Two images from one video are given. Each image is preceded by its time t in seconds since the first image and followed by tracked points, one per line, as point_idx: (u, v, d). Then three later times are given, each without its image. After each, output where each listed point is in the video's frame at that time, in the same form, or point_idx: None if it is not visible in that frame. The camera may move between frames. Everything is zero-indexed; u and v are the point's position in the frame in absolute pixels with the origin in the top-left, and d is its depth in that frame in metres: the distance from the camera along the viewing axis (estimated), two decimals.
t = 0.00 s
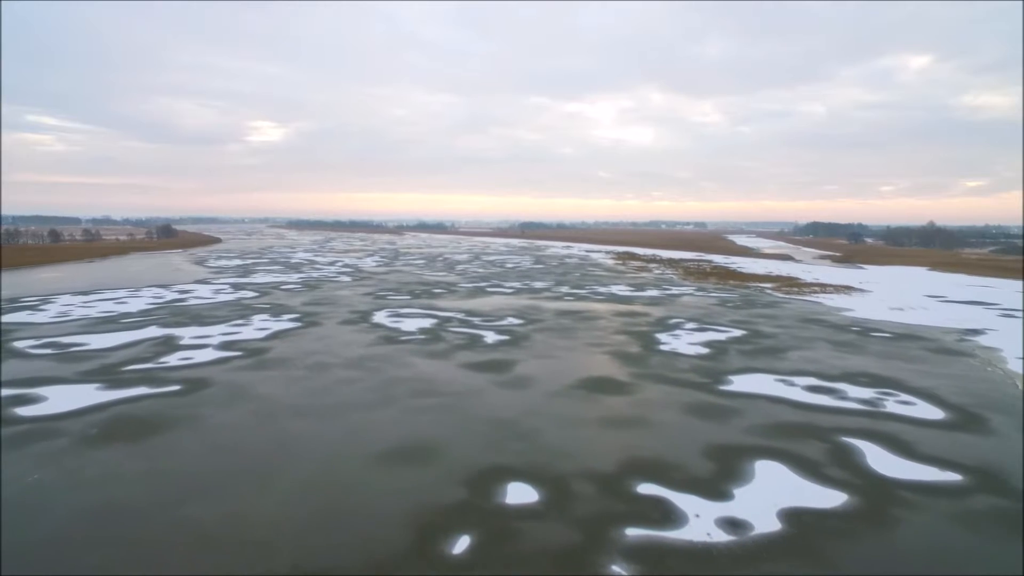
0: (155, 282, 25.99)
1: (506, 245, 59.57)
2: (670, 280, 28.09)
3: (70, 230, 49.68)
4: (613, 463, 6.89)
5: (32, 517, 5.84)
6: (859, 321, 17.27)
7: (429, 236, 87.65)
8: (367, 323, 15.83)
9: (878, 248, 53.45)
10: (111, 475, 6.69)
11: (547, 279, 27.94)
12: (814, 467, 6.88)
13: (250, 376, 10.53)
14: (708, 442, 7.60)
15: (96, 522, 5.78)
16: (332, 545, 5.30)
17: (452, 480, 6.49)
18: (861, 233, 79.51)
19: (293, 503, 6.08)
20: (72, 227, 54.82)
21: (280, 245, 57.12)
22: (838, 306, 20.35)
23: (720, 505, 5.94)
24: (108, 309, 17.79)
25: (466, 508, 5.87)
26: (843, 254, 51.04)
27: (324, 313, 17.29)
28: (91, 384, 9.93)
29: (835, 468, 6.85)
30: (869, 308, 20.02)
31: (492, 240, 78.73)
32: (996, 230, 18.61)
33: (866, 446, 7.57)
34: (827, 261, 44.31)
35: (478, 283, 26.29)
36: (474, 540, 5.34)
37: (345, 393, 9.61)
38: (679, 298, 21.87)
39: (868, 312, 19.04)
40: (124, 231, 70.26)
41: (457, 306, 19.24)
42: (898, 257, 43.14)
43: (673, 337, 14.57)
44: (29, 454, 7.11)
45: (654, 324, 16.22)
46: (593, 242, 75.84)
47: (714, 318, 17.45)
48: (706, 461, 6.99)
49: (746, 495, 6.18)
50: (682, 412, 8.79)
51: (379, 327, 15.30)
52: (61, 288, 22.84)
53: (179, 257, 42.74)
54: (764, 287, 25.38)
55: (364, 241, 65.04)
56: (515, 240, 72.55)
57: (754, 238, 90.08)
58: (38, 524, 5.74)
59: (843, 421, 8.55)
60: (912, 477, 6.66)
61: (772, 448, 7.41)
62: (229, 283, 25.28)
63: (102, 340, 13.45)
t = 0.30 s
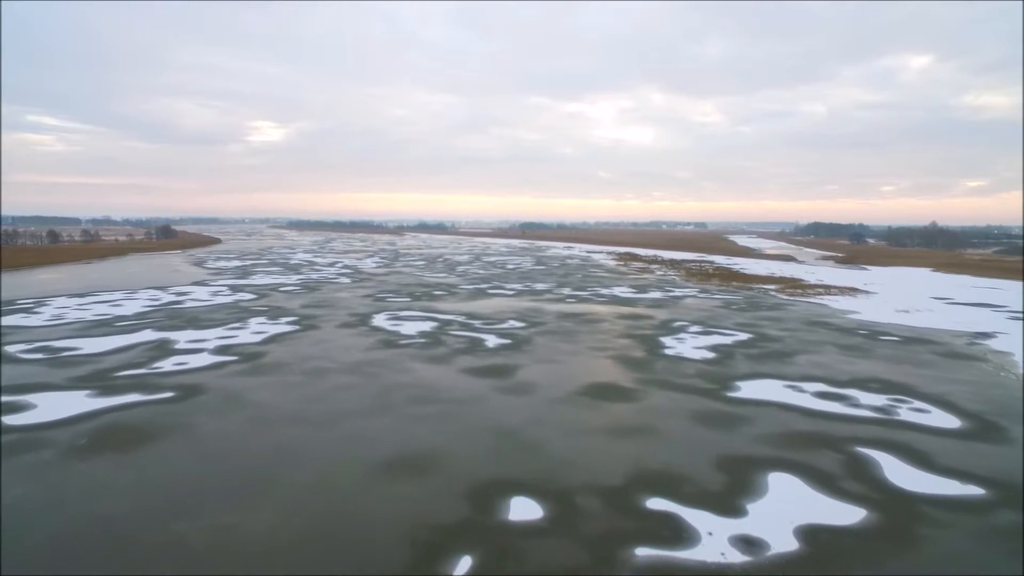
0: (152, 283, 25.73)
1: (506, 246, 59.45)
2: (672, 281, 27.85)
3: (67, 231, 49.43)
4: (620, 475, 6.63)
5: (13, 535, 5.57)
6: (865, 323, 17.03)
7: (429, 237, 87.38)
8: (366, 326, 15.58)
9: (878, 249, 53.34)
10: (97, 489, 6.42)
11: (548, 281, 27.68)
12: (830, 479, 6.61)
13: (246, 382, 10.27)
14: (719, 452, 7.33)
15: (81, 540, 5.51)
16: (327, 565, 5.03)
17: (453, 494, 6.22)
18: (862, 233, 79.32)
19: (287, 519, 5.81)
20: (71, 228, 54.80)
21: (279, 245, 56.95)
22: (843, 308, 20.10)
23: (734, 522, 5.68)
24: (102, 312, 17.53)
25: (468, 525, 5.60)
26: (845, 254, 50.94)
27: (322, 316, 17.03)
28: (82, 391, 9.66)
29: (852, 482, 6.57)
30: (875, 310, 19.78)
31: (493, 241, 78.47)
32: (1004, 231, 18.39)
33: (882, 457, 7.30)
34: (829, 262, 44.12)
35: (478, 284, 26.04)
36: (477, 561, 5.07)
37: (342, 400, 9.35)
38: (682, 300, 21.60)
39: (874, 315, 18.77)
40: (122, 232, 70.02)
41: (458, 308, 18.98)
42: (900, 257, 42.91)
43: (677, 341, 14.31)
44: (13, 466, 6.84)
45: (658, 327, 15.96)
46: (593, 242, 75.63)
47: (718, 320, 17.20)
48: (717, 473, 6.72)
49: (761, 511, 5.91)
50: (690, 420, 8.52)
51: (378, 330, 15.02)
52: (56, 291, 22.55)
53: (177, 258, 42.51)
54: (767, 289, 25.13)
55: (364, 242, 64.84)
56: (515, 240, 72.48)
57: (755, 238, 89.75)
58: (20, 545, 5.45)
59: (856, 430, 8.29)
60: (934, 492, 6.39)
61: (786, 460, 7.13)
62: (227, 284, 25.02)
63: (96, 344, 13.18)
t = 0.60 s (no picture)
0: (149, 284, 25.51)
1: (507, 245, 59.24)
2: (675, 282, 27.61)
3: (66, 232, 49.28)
4: (627, 487, 6.39)
5: None
6: (873, 326, 16.77)
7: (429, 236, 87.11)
8: (365, 329, 15.34)
9: (882, 249, 53.00)
10: (84, 502, 6.19)
11: (550, 282, 27.44)
12: (846, 492, 6.36)
13: (241, 387, 10.03)
14: (728, 463, 7.08)
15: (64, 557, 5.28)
16: None
17: (453, 508, 5.97)
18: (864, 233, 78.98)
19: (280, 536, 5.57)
20: (70, 228, 54.65)
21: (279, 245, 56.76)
22: (850, 310, 19.83)
23: (747, 539, 5.43)
24: (99, 314, 17.31)
25: (469, 544, 5.35)
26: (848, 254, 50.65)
27: (321, 318, 16.80)
28: (73, 397, 9.43)
29: (869, 495, 6.32)
30: (882, 312, 19.50)
31: (494, 240, 78.16)
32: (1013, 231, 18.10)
33: (898, 468, 7.05)
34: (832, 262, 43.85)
35: (479, 285, 25.80)
36: None
37: (340, 406, 9.11)
38: (686, 301, 21.34)
39: (882, 317, 18.48)
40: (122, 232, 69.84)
41: (459, 310, 18.73)
42: (904, 256, 42.55)
43: (682, 344, 14.06)
44: None
45: (662, 330, 15.71)
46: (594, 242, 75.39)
47: (722, 322, 16.96)
48: (727, 485, 6.48)
49: (775, 526, 5.66)
50: (698, 428, 8.27)
51: (378, 333, 14.74)
52: (53, 292, 22.34)
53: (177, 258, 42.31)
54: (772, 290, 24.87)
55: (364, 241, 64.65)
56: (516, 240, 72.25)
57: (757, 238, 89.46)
58: None
59: (869, 438, 8.03)
60: (955, 507, 6.12)
61: (798, 471, 6.88)
62: (226, 285, 24.82)
63: (90, 347, 12.96)
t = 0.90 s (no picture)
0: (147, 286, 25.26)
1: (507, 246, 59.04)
2: (677, 283, 27.36)
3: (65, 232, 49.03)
4: (636, 502, 6.13)
5: None
6: (880, 328, 16.51)
7: (429, 236, 86.91)
8: (365, 332, 15.08)
9: (884, 249, 52.75)
10: (68, 517, 5.93)
11: (551, 283, 27.19)
12: (864, 508, 6.09)
13: (236, 394, 9.76)
14: (740, 475, 6.81)
15: None
16: None
17: (455, 524, 5.71)
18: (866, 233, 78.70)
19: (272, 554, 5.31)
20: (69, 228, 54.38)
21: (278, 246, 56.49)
22: (855, 312, 19.56)
23: (764, 560, 5.17)
24: (94, 316, 17.05)
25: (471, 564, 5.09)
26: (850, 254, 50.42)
27: (319, 320, 16.54)
28: (63, 404, 9.17)
29: (888, 510, 6.05)
30: (888, 314, 19.24)
31: (495, 240, 77.91)
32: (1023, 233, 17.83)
33: (917, 481, 6.78)
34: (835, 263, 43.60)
35: (480, 286, 25.54)
36: None
37: (337, 414, 8.84)
38: (689, 303, 21.07)
39: (889, 319, 18.21)
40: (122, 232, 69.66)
41: (460, 312, 18.46)
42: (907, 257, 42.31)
43: (687, 347, 13.79)
44: None
45: (666, 333, 15.45)
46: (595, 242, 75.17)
47: (727, 325, 16.70)
48: (740, 499, 6.21)
49: (793, 545, 5.40)
50: (707, 437, 8.00)
51: (377, 337, 14.48)
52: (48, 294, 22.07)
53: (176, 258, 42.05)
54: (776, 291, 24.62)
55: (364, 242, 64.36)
56: (516, 241, 72.03)
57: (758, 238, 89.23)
58: None
59: (885, 448, 7.76)
60: (979, 523, 5.85)
61: (813, 484, 6.61)
62: (224, 287, 24.56)
63: (83, 352, 12.70)
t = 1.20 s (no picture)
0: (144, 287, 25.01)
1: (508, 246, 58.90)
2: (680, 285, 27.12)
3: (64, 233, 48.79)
4: (644, 517, 5.87)
5: None
6: (887, 331, 16.26)
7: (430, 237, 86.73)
8: (364, 335, 14.84)
9: (887, 249, 52.50)
10: (52, 532, 5.67)
11: (552, 284, 26.96)
12: (883, 524, 5.82)
13: (231, 400, 9.50)
14: (752, 488, 6.55)
15: None
16: None
17: (455, 542, 5.45)
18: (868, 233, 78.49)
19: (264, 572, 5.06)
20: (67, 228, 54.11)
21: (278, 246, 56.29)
22: (861, 314, 19.31)
23: None
24: (89, 319, 16.79)
25: None
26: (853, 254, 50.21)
27: (318, 323, 16.29)
28: (52, 411, 8.91)
29: (908, 526, 5.79)
30: (895, 317, 18.99)
31: (495, 240, 77.72)
32: None
33: (936, 494, 6.52)
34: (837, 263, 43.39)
35: (481, 288, 25.32)
36: None
37: (334, 422, 8.58)
38: (693, 305, 20.81)
39: (895, 322, 17.97)
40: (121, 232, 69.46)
41: (460, 314, 18.21)
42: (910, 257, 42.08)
43: (692, 351, 13.54)
44: None
45: (670, 336, 15.19)
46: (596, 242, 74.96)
47: (731, 328, 16.46)
48: (753, 514, 5.95)
49: (811, 565, 5.13)
50: (716, 447, 7.75)
51: (376, 340, 14.23)
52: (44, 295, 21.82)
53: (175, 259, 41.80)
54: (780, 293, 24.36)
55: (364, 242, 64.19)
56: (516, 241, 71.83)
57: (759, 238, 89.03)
58: None
59: (900, 459, 7.50)
60: (1004, 541, 5.59)
61: (828, 498, 6.35)
62: (222, 288, 24.32)
63: (76, 356, 12.45)
